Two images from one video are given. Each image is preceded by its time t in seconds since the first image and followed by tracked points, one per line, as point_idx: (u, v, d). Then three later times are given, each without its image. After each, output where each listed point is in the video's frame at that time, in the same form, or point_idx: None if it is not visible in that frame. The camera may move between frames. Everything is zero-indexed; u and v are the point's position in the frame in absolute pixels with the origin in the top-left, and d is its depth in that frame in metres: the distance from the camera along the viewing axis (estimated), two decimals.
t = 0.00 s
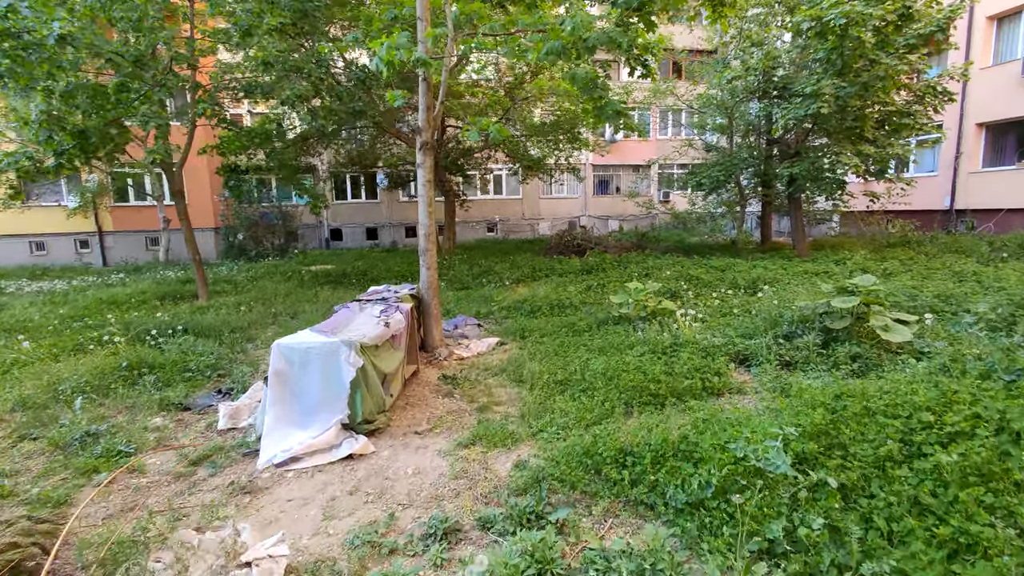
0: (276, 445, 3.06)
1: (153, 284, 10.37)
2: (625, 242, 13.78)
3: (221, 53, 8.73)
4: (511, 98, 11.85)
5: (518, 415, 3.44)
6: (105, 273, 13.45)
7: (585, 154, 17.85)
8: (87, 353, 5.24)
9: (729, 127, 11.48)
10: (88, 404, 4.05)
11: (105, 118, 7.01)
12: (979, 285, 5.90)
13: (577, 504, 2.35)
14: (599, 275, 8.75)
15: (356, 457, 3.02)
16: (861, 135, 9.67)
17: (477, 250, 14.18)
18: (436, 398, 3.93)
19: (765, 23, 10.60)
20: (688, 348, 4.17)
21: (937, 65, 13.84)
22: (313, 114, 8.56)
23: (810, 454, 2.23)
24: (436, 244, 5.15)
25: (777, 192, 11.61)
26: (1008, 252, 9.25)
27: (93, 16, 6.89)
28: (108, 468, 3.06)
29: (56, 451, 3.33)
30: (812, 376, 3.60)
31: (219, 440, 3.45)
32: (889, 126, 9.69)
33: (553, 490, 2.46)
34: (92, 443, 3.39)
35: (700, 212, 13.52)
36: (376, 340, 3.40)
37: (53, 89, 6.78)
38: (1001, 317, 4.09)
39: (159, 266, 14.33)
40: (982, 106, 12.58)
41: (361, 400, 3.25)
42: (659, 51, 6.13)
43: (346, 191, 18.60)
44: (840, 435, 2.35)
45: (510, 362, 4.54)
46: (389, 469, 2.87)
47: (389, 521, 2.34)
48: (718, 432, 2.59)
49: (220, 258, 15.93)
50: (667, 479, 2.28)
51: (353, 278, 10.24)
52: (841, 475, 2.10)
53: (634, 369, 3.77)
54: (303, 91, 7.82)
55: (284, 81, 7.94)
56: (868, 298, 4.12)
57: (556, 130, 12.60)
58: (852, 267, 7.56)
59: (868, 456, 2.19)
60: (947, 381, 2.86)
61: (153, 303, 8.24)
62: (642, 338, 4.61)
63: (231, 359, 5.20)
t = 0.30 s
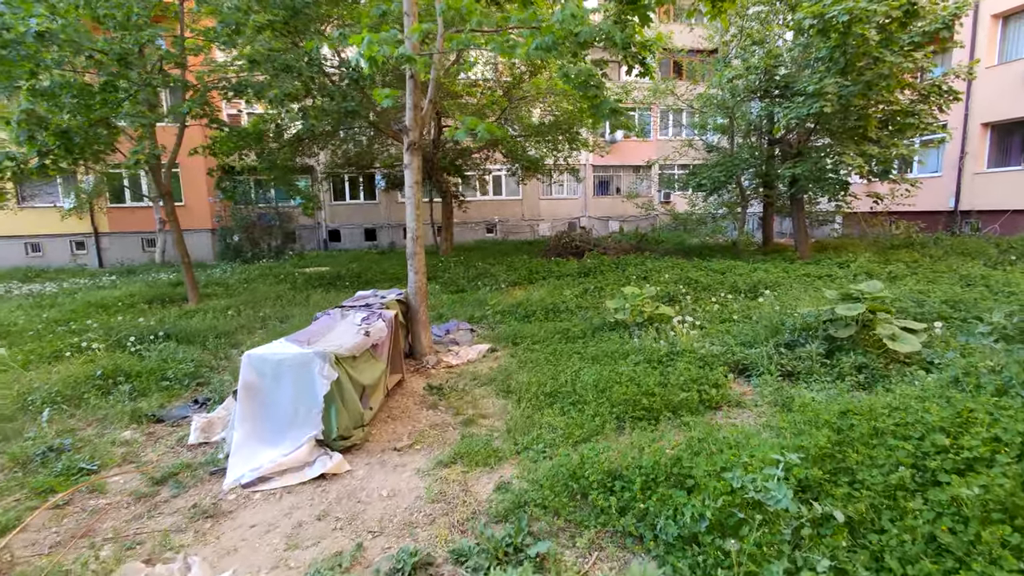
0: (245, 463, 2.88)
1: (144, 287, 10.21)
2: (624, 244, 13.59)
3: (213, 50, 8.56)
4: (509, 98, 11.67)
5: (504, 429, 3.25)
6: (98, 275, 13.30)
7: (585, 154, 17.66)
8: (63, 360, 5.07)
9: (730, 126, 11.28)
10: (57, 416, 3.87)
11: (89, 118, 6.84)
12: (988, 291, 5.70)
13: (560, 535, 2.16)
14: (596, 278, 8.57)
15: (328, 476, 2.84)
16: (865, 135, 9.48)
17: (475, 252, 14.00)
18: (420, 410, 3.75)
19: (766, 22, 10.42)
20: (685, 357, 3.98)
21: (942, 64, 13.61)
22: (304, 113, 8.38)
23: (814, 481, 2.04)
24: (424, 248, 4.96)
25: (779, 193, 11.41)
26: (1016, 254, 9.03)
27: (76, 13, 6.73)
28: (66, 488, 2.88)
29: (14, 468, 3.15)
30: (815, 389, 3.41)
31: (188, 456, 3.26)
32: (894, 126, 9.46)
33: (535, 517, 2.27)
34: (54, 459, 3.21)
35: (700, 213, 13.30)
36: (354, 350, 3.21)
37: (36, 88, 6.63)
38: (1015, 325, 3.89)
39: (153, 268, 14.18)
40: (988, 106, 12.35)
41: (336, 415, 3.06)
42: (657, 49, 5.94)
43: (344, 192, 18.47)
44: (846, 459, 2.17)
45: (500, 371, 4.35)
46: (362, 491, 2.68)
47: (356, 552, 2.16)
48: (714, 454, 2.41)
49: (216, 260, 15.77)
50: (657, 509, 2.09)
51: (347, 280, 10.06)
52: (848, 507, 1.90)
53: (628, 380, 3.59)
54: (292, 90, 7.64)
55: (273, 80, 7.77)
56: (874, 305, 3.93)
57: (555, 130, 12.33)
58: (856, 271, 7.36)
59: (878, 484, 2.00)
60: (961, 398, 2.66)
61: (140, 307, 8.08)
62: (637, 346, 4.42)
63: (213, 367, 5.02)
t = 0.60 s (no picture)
0: (220, 480, 2.72)
1: (135, 290, 10.02)
2: (623, 244, 13.43)
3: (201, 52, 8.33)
4: (505, 97, 11.52)
5: (496, 441, 3.09)
6: (89, 278, 13.11)
7: (583, 154, 17.52)
8: (41, 368, 4.89)
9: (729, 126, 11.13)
10: (29, 429, 3.69)
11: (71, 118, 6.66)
12: (996, 292, 5.54)
13: (553, 564, 1.99)
14: (595, 280, 8.42)
15: (309, 495, 2.66)
16: (866, 134, 9.33)
17: (472, 253, 13.84)
18: (409, 420, 3.57)
19: (765, 19, 10.29)
20: (685, 364, 3.82)
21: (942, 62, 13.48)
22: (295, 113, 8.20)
23: (828, 504, 1.90)
24: (415, 250, 4.79)
25: (779, 193, 11.25)
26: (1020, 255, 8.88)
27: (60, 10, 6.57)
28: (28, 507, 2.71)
29: None
30: (824, 398, 3.26)
31: (162, 473, 3.09)
32: (896, 125, 9.31)
33: (527, 542, 2.11)
34: (19, 476, 3.03)
35: (700, 214, 13.17)
36: (337, 360, 3.04)
37: (19, 87, 6.47)
38: None
39: (146, 271, 13.99)
40: (989, 104, 12.22)
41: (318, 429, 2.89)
42: (655, 44, 5.77)
43: (340, 193, 18.30)
44: (862, 479, 2.01)
45: (495, 379, 4.19)
46: (344, 511, 2.51)
47: None
48: (717, 474, 2.25)
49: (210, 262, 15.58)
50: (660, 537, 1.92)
51: (341, 283, 9.89)
52: (866, 534, 1.75)
53: (626, 388, 3.42)
54: (282, 88, 7.47)
55: (262, 78, 7.60)
56: (883, 308, 3.77)
57: (552, 129, 12.20)
58: (860, 272, 7.20)
59: (898, 508, 1.84)
60: (982, 409, 2.50)
61: (129, 311, 7.90)
62: (636, 351, 4.27)
63: (197, 374, 4.84)
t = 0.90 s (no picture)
0: (183, 510, 2.47)
1: (120, 296, 9.73)
2: (622, 247, 13.20)
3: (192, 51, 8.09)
4: (501, 97, 11.28)
5: (490, 462, 2.84)
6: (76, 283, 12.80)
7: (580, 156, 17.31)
8: (9, 380, 4.61)
9: (729, 125, 10.93)
10: None
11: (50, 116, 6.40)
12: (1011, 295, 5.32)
13: None
14: (594, 283, 8.18)
15: (282, 527, 2.41)
16: (870, 133, 9.12)
17: (469, 256, 13.58)
18: (397, 438, 3.32)
19: (765, 17, 10.11)
20: (692, 375, 3.57)
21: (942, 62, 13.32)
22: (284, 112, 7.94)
23: (867, 545, 1.66)
24: (405, 254, 4.54)
25: (780, 193, 11.04)
26: None
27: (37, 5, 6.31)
28: None
29: None
30: (843, 415, 3.02)
31: (123, 500, 2.82)
32: (901, 123, 9.11)
33: None
34: None
35: (700, 215, 12.96)
36: (316, 375, 2.78)
37: None
38: None
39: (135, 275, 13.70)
40: (991, 103, 12.04)
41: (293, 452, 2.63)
42: (654, 41, 5.56)
43: (335, 196, 18.04)
44: (904, 516, 1.76)
45: (489, 391, 3.94)
46: (319, 547, 2.26)
47: None
48: (736, 507, 2.01)
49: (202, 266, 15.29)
50: None
51: (333, 287, 9.62)
52: None
53: (629, 402, 3.18)
54: (270, 86, 7.19)
55: (249, 76, 7.34)
56: (901, 315, 3.54)
57: (549, 130, 12.00)
58: (867, 274, 6.98)
59: (948, 551, 1.60)
60: None
61: (111, 318, 7.62)
62: (639, 360, 4.03)
63: (175, 387, 4.58)
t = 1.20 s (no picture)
0: (152, 553, 2.24)
1: (110, 303, 9.48)
2: (623, 250, 12.97)
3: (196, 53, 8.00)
4: (500, 98, 11.06)
5: (490, 493, 2.61)
6: (68, 289, 12.55)
7: (581, 158, 17.10)
8: None
9: (732, 127, 10.72)
10: None
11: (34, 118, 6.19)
12: None
13: None
14: (596, 289, 7.94)
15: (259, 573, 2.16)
16: (879, 134, 8.91)
17: (467, 261, 13.34)
18: (389, 464, 3.07)
19: (770, 15, 9.91)
20: (706, 393, 3.34)
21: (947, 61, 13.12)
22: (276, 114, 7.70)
23: None
24: (400, 263, 4.30)
25: (784, 196, 10.85)
26: None
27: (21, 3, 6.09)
28: None
29: None
30: (872, 439, 2.79)
31: (88, 538, 2.57)
32: (910, 124, 8.89)
33: None
34: None
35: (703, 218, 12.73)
36: (298, 400, 2.55)
37: None
38: None
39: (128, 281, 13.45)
40: (997, 102, 11.83)
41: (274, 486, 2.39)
42: (658, 40, 5.36)
43: (332, 199, 17.81)
44: None
45: (489, 409, 3.70)
46: None
47: None
48: (770, 558, 1.78)
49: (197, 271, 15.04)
50: None
51: (328, 293, 9.38)
52: None
53: (640, 425, 2.94)
54: (262, 87, 6.95)
55: (241, 77, 7.11)
56: (930, 328, 3.31)
57: (549, 132, 11.77)
58: (880, 280, 6.74)
59: None
60: None
61: (98, 327, 7.38)
62: (648, 375, 3.80)
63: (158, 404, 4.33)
